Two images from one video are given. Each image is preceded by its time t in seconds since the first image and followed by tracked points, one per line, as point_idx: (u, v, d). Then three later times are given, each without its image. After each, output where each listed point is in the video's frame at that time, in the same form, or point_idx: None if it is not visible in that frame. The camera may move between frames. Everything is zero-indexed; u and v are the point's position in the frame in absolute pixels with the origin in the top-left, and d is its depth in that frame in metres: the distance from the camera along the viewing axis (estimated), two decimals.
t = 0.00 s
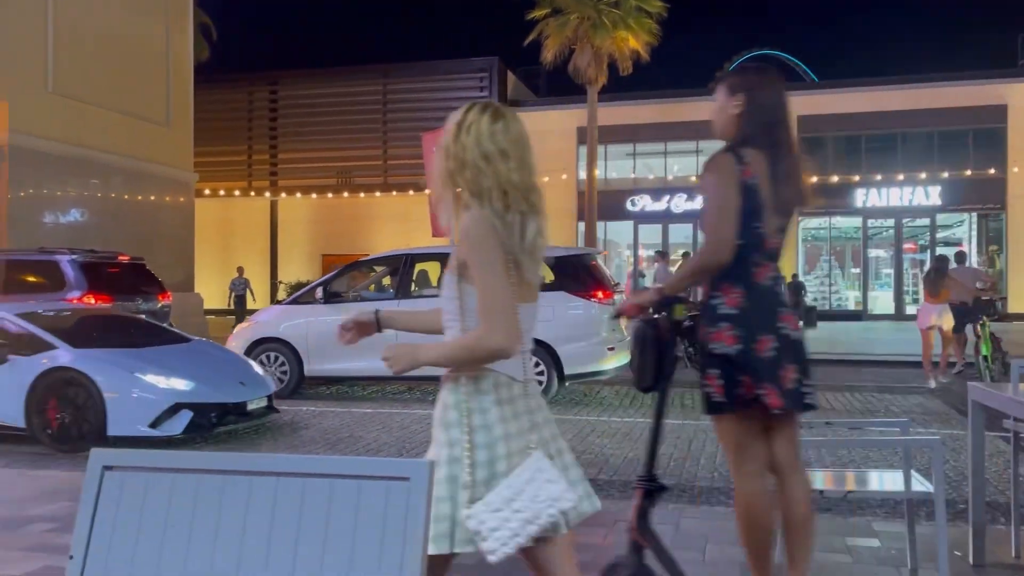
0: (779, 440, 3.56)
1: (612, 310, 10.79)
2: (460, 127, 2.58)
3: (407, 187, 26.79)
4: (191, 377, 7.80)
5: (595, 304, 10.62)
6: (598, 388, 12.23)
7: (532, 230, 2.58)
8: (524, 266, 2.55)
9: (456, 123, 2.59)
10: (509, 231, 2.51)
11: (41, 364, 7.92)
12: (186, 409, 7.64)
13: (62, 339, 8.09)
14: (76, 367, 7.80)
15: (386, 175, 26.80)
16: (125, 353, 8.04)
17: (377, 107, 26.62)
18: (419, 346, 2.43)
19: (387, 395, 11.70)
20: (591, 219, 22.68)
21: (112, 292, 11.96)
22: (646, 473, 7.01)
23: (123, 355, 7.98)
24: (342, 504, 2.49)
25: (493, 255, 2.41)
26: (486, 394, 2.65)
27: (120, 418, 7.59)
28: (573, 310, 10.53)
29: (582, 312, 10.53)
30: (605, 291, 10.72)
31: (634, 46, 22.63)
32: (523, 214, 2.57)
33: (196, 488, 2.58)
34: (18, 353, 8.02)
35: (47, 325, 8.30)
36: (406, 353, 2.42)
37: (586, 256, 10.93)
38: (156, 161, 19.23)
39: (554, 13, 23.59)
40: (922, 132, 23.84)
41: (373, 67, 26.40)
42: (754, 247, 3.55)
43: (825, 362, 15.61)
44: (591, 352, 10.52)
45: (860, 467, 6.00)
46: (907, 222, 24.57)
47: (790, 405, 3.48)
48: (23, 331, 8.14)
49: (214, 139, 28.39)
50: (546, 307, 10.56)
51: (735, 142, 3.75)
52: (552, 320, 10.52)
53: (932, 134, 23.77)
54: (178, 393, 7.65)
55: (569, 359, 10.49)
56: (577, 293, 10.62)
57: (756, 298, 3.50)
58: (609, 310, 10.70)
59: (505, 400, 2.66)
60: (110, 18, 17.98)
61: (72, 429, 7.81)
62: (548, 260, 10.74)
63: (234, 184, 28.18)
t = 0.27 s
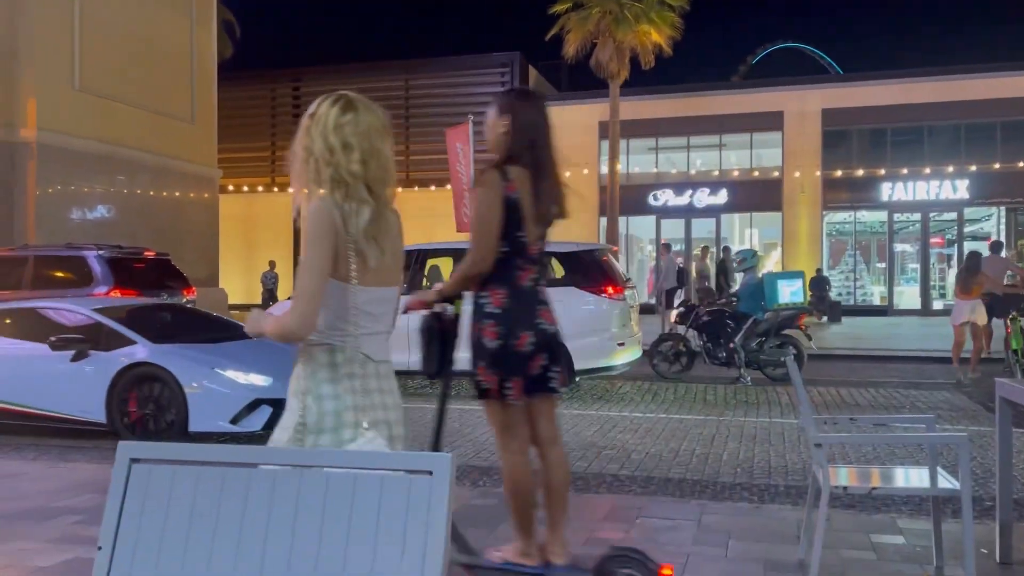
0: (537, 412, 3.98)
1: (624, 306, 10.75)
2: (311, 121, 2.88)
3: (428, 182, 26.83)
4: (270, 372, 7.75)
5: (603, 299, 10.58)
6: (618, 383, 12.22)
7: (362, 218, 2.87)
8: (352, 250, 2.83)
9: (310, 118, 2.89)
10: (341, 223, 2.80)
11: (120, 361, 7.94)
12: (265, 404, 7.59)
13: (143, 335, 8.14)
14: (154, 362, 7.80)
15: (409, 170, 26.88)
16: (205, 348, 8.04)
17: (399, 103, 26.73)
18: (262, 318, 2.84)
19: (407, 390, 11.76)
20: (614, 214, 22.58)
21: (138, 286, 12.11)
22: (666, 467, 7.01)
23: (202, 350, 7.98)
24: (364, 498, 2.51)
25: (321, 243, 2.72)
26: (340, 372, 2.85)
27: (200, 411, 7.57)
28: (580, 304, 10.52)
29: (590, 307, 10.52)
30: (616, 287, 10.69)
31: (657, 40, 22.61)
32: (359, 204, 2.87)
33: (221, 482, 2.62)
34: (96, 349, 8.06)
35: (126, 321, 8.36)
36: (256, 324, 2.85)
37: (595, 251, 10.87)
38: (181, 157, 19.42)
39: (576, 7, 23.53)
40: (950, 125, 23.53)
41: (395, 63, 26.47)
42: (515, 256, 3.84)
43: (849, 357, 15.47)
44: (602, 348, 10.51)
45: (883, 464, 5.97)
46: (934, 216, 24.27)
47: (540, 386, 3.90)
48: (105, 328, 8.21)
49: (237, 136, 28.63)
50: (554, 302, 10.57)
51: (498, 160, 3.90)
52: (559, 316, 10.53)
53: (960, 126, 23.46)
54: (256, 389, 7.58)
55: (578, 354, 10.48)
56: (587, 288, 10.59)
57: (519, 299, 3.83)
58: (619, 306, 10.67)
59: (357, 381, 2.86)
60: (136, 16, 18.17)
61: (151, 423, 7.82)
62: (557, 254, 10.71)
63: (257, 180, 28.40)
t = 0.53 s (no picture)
0: (332, 412, 3.49)
1: (631, 300, 10.69)
2: (202, 136, 2.89)
3: (444, 179, 26.83)
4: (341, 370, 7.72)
5: (609, 295, 10.53)
6: (633, 379, 12.20)
7: (250, 235, 2.83)
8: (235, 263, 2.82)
9: (198, 137, 2.90)
10: (224, 233, 2.77)
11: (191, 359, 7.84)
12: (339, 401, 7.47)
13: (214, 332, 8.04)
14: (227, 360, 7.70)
15: (424, 167, 26.90)
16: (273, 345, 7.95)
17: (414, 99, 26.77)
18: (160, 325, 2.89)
19: (422, 386, 11.79)
20: (630, 210, 22.48)
21: (155, 283, 12.18)
22: (682, 463, 7.00)
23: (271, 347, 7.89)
24: (381, 493, 2.52)
25: (193, 255, 2.70)
26: (227, 371, 2.86)
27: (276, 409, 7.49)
28: (586, 300, 10.51)
29: (596, 303, 10.50)
30: (622, 283, 10.62)
31: (673, 35, 22.50)
32: (247, 220, 2.83)
33: (239, 477, 2.64)
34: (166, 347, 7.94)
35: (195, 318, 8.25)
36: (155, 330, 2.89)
37: (599, 247, 10.83)
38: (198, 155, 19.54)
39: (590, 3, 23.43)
40: (970, 118, 23.29)
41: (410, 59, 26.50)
42: (307, 256, 3.39)
43: (866, 354, 15.36)
44: (610, 344, 10.50)
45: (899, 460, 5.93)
46: (954, 210, 24.04)
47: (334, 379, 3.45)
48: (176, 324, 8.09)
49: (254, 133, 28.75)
50: (562, 298, 10.57)
51: (290, 160, 3.49)
52: (567, 311, 10.53)
53: (980, 120, 23.21)
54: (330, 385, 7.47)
55: (586, 349, 10.53)
56: (594, 285, 10.56)
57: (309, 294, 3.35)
58: (626, 302, 10.62)
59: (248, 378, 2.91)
60: (153, 15, 18.29)
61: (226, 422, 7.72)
62: (562, 250, 10.71)
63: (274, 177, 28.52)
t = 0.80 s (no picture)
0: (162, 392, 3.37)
1: (636, 297, 10.68)
2: (83, 129, 3.04)
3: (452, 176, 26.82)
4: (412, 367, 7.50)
5: (615, 292, 10.51)
6: (641, 376, 12.18)
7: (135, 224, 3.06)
8: (119, 251, 3.02)
9: (79, 127, 3.04)
10: (112, 225, 3.00)
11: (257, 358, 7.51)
12: (407, 401, 7.37)
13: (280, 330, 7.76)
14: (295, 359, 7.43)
15: (432, 164, 26.90)
16: (340, 342, 7.72)
17: (421, 97, 26.79)
18: (38, 313, 2.98)
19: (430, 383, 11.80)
20: (638, 206, 22.41)
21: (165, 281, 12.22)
22: (691, 460, 6.99)
23: (339, 344, 7.66)
24: (390, 490, 2.53)
25: (88, 246, 2.92)
26: (109, 355, 3.02)
27: (347, 409, 7.27)
28: (592, 297, 10.50)
29: (601, 299, 10.49)
30: (627, 279, 10.60)
31: (681, 30, 22.48)
32: (134, 209, 3.08)
33: (249, 474, 2.65)
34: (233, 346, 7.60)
35: (257, 314, 7.97)
36: (29, 319, 2.98)
37: (604, 243, 10.81)
38: (207, 153, 19.59)
39: None
40: (981, 113, 23.17)
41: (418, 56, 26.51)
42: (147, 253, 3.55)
43: (877, 350, 15.30)
44: (615, 341, 10.50)
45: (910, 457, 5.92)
46: (964, 206, 23.92)
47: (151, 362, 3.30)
48: (239, 321, 7.82)
49: (262, 131, 28.82)
50: (567, 294, 10.56)
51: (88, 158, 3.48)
52: (573, 308, 10.52)
53: (990, 114, 23.10)
54: (398, 385, 7.35)
55: (591, 346, 10.51)
56: (599, 281, 10.54)
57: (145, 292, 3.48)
58: (632, 298, 10.60)
59: (124, 362, 3.04)
60: (161, 14, 18.34)
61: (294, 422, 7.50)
62: (568, 246, 10.71)
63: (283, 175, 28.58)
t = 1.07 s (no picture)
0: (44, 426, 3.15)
1: (636, 293, 10.68)
2: None
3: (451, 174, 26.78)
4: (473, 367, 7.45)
5: (615, 288, 10.51)
6: (641, 373, 12.19)
7: (27, 248, 2.97)
8: (9, 272, 2.90)
9: None
10: None
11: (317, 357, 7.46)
12: (470, 401, 7.31)
13: (340, 329, 7.69)
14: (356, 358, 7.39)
15: (431, 162, 26.89)
16: (398, 342, 7.66)
17: (420, 94, 26.78)
18: None
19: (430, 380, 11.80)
20: (638, 202, 22.39)
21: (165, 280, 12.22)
22: (691, 456, 7.01)
23: (399, 344, 7.60)
24: (390, 489, 2.54)
25: None
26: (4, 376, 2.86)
27: (409, 410, 7.22)
28: (592, 294, 10.51)
29: (602, 296, 10.49)
30: (628, 276, 10.60)
31: (679, 27, 22.46)
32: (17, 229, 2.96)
33: (248, 474, 2.66)
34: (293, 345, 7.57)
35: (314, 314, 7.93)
36: None
37: (604, 240, 10.81)
38: (206, 151, 19.58)
39: None
40: (980, 108, 23.17)
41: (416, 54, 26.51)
42: None
43: (877, 345, 15.31)
44: (616, 337, 10.51)
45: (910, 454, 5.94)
46: (964, 201, 23.91)
47: None
48: (297, 321, 7.77)
49: (260, 129, 28.81)
50: (568, 291, 10.56)
51: None
52: (573, 305, 10.52)
53: (989, 109, 23.10)
54: (461, 385, 7.29)
55: (592, 343, 10.51)
56: (599, 278, 10.55)
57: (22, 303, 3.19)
58: (632, 294, 10.61)
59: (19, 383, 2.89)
60: (160, 13, 18.33)
61: (355, 422, 7.45)
62: (567, 243, 10.71)
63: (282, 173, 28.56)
